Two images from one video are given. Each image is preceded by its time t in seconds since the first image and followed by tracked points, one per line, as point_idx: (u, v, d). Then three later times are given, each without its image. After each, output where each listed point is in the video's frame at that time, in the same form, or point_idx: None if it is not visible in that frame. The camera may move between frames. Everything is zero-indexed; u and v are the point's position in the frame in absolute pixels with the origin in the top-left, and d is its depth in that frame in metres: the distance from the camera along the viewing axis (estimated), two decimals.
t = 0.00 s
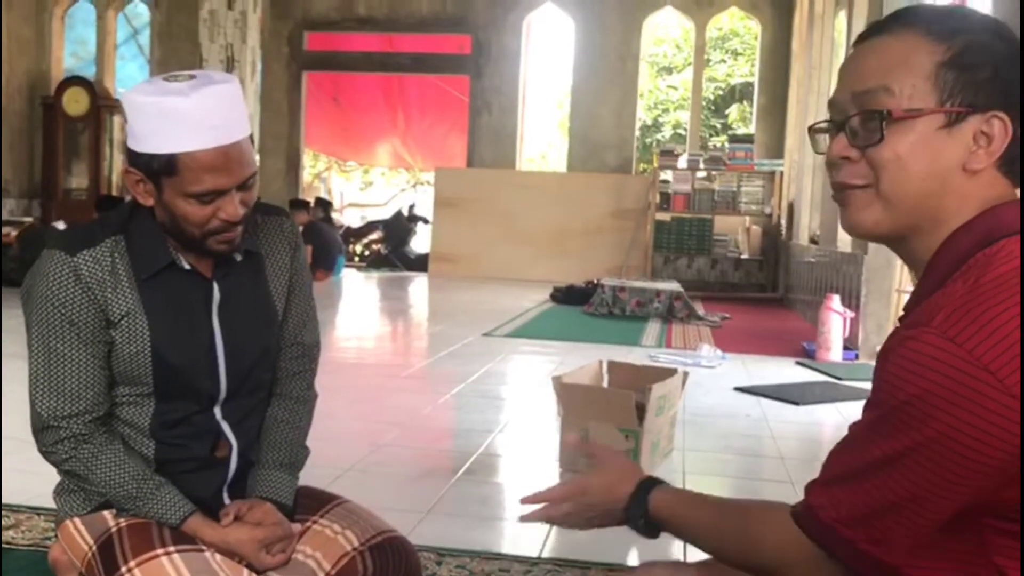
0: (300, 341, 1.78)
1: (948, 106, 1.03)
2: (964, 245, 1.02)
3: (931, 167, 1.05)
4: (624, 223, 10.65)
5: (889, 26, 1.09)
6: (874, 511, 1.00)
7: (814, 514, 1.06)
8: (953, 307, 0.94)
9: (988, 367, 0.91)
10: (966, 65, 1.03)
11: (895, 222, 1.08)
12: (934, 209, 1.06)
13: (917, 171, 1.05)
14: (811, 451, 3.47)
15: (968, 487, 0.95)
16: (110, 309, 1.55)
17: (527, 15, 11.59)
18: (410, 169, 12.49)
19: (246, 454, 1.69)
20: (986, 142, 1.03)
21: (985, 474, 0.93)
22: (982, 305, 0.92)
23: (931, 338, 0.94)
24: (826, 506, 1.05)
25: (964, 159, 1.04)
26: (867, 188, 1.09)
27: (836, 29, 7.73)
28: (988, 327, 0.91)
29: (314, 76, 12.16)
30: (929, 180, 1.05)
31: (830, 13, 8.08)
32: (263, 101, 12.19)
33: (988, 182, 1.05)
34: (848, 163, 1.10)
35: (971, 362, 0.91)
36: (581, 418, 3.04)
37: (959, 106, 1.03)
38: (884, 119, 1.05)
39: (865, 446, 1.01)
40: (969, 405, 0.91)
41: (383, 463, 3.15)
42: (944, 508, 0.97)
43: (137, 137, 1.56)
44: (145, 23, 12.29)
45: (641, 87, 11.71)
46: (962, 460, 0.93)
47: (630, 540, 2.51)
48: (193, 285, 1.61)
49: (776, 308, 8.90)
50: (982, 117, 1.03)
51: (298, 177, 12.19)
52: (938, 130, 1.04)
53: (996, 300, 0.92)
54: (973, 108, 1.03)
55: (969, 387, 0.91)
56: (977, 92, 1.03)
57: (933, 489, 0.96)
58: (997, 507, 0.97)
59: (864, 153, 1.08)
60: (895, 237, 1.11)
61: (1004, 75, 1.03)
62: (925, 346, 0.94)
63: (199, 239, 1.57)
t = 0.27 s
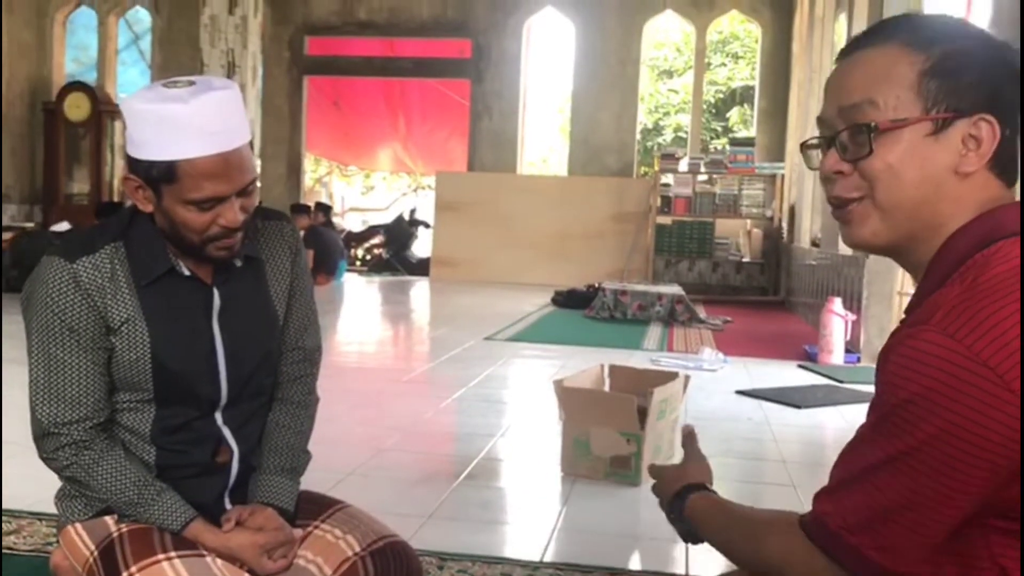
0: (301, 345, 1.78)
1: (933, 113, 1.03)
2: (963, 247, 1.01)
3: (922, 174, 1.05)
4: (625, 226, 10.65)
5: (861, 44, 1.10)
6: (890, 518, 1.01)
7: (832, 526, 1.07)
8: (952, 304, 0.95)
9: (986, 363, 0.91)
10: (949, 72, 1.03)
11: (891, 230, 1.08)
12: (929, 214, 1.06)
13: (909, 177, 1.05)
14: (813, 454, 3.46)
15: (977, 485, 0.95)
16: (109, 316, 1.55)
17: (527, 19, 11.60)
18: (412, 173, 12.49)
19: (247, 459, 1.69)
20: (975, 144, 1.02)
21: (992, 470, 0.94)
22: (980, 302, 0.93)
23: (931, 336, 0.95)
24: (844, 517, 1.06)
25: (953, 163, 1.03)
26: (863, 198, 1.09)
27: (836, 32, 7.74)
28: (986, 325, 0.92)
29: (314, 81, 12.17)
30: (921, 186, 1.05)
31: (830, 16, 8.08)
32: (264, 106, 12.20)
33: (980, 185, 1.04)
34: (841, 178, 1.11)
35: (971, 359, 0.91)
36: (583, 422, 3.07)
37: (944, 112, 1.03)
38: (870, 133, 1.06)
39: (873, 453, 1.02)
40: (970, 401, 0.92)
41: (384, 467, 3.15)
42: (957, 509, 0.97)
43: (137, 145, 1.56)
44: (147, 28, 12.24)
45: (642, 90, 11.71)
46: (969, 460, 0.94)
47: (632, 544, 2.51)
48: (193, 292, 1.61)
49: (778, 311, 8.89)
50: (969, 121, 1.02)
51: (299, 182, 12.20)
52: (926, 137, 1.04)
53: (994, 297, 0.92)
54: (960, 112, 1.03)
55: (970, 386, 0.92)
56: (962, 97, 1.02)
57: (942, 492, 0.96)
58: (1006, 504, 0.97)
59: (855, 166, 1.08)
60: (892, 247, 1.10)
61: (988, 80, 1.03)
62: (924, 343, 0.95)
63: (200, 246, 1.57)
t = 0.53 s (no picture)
0: (308, 348, 1.78)
1: (946, 109, 1.03)
2: (971, 243, 1.02)
3: (931, 168, 1.04)
4: (631, 228, 10.63)
5: (888, 35, 1.10)
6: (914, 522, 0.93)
7: (848, 536, 0.97)
8: (971, 294, 0.94)
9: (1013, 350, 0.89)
10: (964, 69, 1.02)
11: (897, 224, 1.08)
12: (937, 210, 1.06)
13: (919, 171, 1.05)
14: (819, 456, 3.45)
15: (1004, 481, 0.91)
16: (117, 319, 1.56)
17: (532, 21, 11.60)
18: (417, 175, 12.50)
19: (254, 460, 1.70)
20: (985, 142, 1.02)
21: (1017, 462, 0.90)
22: (998, 291, 0.92)
23: (952, 324, 0.93)
24: (862, 524, 0.96)
25: (963, 159, 1.03)
26: (871, 190, 1.09)
27: (841, 33, 7.73)
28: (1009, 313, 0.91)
29: (320, 84, 12.19)
30: (930, 180, 1.05)
31: (835, 17, 8.07)
32: (270, 109, 12.22)
33: (988, 184, 1.04)
34: (854, 167, 1.10)
35: (998, 346, 0.90)
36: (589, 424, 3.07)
37: (957, 108, 1.02)
38: (882, 123, 1.05)
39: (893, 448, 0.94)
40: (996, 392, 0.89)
41: (390, 470, 3.15)
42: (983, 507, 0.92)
43: (143, 149, 1.56)
44: (153, 31, 12.24)
45: (647, 92, 11.71)
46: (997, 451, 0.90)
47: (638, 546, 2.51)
48: (200, 295, 1.61)
49: (784, 312, 8.89)
50: (981, 119, 1.02)
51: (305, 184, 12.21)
52: (937, 132, 1.03)
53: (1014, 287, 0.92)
54: (972, 110, 1.02)
55: (996, 373, 0.89)
56: (975, 93, 1.02)
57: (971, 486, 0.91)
58: None
59: (866, 156, 1.08)
60: (898, 242, 1.10)
61: (1001, 80, 1.02)
62: (945, 335, 0.93)
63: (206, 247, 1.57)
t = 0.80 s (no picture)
0: (317, 347, 1.79)
1: (979, 105, 1.02)
2: (987, 237, 1.01)
3: (958, 163, 1.04)
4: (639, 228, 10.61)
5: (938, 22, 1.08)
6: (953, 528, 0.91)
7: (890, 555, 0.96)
8: (985, 294, 0.92)
9: None
10: (1002, 67, 1.01)
11: (917, 215, 1.08)
12: (962, 206, 1.05)
13: (945, 165, 1.05)
14: (828, 456, 3.45)
15: None
16: (128, 317, 1.56)
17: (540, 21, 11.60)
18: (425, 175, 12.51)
19: (264, 459, 1.70)
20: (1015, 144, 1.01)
21: None
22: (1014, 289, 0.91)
23: (969, 324, 0.90)
24: (901, 542, 0.95)
25: (991, 158, 1.03)
26: (896, 178, 1.09)
27: (850, 32, 7.72)
28: None
29: (328, 84, 12.21)
30: (957, 174, 1.05)
31: (844, 16, 8.05)
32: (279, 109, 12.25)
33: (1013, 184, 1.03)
34: (881, 154, 1.11)
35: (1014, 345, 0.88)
36: (597, 424, 3.06)
37: (991, 106, 1.02)
38: (913, 114, 1.05)
39: (918, 457, 0.93)
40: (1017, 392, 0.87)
41: (399, 469, 3.16)
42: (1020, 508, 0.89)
43: (154, 149, 1.57)
44: (161, 32, 12.24)
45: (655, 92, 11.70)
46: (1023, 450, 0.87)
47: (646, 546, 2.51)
48: (210, 294, 1.61)
49: (793, 312, 8.88)
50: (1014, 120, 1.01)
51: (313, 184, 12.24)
52: (967, 128, 1.03)
53: None
54: (1006, 109, 1.01)
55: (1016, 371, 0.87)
56: (1010, 93, 1.01)
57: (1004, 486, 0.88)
58: None
59: (895, 144, 1.08)
60: (915, 233, 1.10)
61: None
62: (963, 333, 0.90)
63: (217, 247, 1.58)
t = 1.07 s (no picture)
0: (323, 346, 1.79)
1: (941, 108, 1.02)
2: (983, 248, 1.00)
3: (927, 167, 1.04)
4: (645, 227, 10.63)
5: (909, 28, 1.09)
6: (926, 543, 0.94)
7: (869, 561, 1.00)
8: (976, 306, 0.92)
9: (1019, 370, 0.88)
10: (964, 68, 1.01)
11: (897, 222, 1.08)
12: (940, 210, 1.04)
13: (913, 170, 1.05)
14: (835, 455, 3.45)
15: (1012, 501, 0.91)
16: (136, 316, 1.57)
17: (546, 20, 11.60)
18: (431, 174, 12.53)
19: (270, 458, 1.71)
20: (983, 144, 1.00)
21: None
22: (1004, 303, 0.90)
23: (954, 341, 0.91)
24: (878, 548, 0.98)
25: (959, 160, 1.02)
26: (875, 188, 1.11)
27: (857, 31, 7.70)
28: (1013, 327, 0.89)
29: (335, 83, 12.24)
30: (926, 177, 1.04)
31: (851, 14, 8.04)
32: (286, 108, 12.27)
33: (991, 184, 1.01)
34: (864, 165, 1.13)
35: (999, 364, 0.88)
36: (603, 424, 3.07)
37: (952, 108, 1.01)
38: (879, 123, 1.08)
39: (904, 468, 0.95)
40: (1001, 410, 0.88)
41: (405, 468, 3.17)
42: (998, 526, 0.91)
43: (161, 149, 1.58)
44: (169, 31, 12.29)
45: (662, 91, 11.69)
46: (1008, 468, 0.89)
47: (652, 545, 2.51)
48: (216, 294, 1.62)
49: (799, 311, 8.86)
50: (979, 120, 1.00)
51: (320, 184, 12.26)
52: (931, 132, 1.03)
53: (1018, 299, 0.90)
54: (971, 109, 1.00)
55: (1003, 392, 0.88)
56: (975, 92, 1.00)
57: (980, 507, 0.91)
58: None
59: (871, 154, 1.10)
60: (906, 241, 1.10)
61: (1006, 77, 0.98)
62: (950, 350, 0.91)
63: (223, 247, 1.58)
